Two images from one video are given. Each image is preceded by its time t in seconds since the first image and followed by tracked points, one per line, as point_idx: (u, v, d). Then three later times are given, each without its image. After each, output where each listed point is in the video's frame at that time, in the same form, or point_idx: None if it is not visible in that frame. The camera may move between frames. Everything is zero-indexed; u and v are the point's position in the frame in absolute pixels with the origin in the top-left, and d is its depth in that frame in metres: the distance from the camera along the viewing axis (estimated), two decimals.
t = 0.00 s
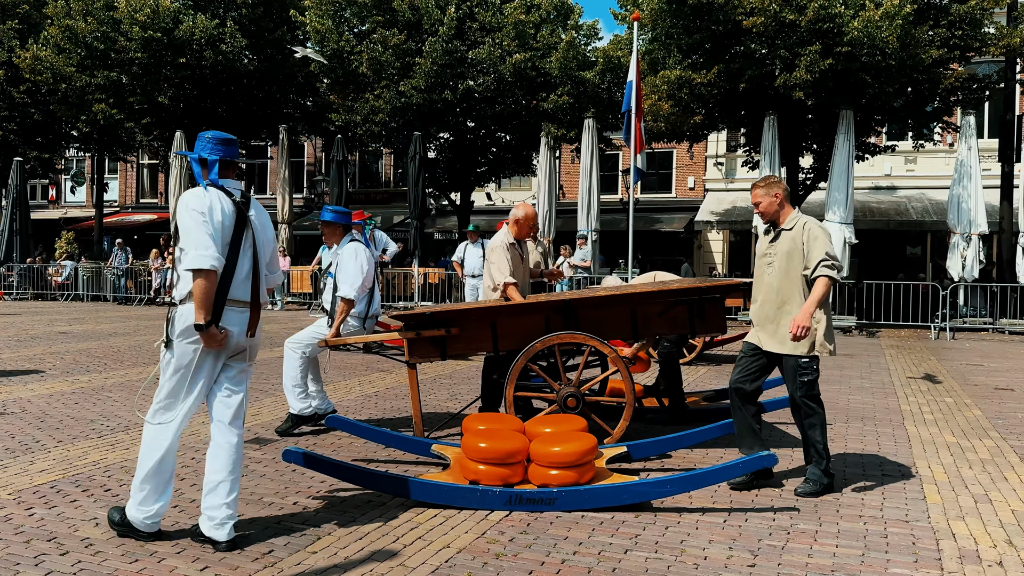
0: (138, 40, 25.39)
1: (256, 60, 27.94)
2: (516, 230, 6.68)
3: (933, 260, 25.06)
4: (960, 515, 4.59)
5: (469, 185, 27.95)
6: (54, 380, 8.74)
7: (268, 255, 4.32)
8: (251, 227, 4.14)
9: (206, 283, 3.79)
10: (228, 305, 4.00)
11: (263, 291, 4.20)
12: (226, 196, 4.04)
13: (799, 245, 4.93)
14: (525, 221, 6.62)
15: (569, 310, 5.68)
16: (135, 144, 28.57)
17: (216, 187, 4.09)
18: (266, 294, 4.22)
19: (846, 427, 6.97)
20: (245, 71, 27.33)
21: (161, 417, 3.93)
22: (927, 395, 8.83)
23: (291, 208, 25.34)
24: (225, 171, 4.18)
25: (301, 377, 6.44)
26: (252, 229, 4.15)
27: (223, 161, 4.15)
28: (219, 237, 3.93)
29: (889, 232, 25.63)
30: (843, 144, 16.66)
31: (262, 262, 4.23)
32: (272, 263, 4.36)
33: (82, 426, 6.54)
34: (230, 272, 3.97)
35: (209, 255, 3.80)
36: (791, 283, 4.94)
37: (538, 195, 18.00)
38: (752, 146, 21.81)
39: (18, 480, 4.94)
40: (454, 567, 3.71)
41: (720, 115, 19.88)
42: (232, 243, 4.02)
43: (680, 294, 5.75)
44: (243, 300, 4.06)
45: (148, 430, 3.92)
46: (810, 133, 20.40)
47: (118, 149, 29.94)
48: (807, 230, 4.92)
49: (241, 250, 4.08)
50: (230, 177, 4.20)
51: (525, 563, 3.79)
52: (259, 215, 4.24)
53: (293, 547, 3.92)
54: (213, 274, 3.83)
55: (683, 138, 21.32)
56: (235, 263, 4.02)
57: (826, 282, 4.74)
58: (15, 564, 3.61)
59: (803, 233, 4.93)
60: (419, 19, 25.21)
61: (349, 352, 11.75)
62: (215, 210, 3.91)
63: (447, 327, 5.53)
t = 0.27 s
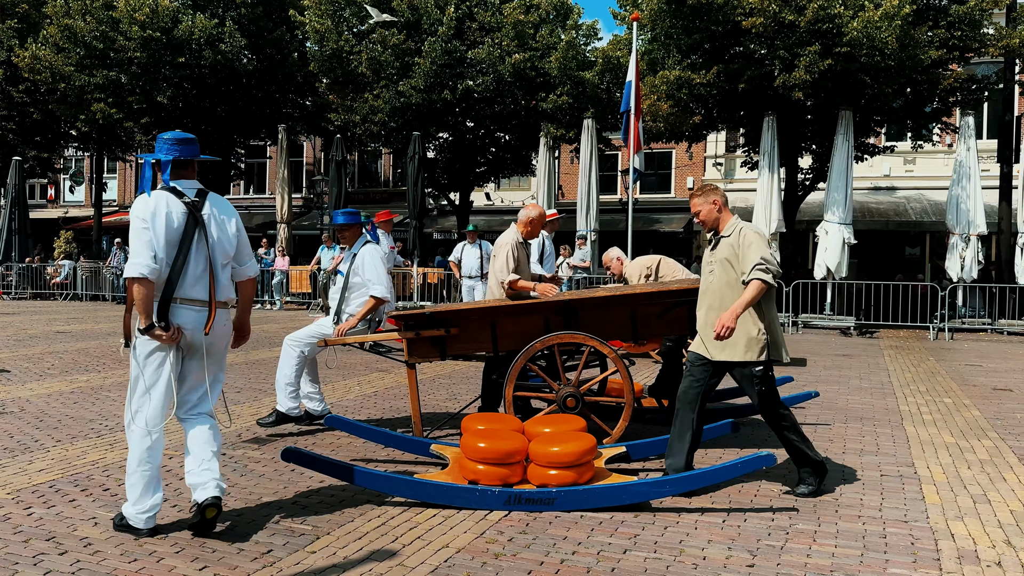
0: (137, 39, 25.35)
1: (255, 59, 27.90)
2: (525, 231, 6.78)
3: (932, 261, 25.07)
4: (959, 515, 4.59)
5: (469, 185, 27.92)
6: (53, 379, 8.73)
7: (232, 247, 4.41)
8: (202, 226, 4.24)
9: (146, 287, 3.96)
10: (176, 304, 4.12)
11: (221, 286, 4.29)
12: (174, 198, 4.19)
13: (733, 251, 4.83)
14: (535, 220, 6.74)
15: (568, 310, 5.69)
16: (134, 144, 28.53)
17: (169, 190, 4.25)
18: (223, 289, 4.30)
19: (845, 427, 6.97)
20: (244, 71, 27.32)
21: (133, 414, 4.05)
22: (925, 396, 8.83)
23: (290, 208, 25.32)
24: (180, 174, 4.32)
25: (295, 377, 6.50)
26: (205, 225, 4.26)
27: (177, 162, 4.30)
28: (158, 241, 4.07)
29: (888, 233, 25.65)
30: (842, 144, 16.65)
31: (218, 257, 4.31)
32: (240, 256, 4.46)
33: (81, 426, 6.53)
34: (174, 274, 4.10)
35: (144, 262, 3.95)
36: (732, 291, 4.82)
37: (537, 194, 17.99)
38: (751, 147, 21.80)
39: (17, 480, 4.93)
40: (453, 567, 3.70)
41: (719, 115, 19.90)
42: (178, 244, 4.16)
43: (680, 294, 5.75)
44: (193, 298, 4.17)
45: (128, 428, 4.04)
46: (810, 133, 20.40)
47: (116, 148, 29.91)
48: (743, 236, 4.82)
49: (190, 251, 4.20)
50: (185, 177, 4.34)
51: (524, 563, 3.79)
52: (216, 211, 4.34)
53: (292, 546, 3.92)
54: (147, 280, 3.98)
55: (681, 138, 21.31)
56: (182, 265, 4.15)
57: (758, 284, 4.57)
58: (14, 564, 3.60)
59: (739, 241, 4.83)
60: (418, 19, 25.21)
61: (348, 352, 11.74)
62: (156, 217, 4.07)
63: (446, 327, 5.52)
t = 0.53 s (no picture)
0: (137, 38, 25.34)
1: (255, 59, 27.86)
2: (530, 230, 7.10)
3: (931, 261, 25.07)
4: (958, 516, 4.60)
5: (468, 184, 27.91)
6: (52, 379, 8.73)
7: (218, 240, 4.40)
8: (182, 222, 4.27)
9: (123, 284, 4.03)
10: (159, 299, 4.17)
11: (203, 279, 4.27)
12: (154, 197, 4.22)
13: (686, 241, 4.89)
14: (539, 219, 7.08)
15: (567, 310, 5.70)
16: (133, 144, 28.50)
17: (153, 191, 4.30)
18: (206, 281, 4.28)
19: (844, 427, 6.98)
20: (244, 70, 27.31)
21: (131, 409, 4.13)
22: (924, 396, 8.84)
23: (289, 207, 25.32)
24: (165, 175, 4.39)
25: (292, 375, 6.51)
26: (184, 220, 4.27)
27: (161, 162, 4.36)
28: (136, 238, 4.13)
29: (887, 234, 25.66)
30: (841, 144, 16.64)
31: (200, 250, 4.30)
32: (228, 249, 4.43)
33: (80, 425, 6.53)
34: (152, 271, 4.15)
35: (118, 260, 4.02)
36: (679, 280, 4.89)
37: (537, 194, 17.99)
38: (751, 147, 21.78)
39: (16, 479, 4.93)
40: (453, 567, 3.70)
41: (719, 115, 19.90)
42: (158, 242, 4.20)
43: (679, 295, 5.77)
44: (175, 291, 4.20)
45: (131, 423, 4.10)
46: (809, 134, 20.40)
47: (116, 147, 29.89)
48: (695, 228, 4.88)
49: (170, 246, 4.23)
50: (173, 178, 4.42)
51: (523, 563, 3.79)
52: (198, 205, 4.34)
53: (292, 546, 3.92)
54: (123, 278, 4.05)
55: (681, 138, 21.30)
56: (162, 260, 4.19)
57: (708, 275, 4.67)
58: (12, 563, 3.60)
59: (691, 231, 4.90)
60: (418, 18, 25.23)
61: (347, 352, 11.74)
62: (132, 214, 4.13)
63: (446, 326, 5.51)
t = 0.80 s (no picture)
0: (138, 38, 25.35)
1: (255, 59, 27.83)
2: (528, 229, 7.06)
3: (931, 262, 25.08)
4: (959, 516, 4.60)
5: (468, 184, 27.90)
6: (52, 378, 8.73)
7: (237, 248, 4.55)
8: (201, 228, 4.43)
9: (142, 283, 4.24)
10: (175, 300, 4.37)
11: (219, 283, 4.44)
12: (178, 203, 4.42)
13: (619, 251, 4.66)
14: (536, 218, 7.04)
15: (567, 310, 5.73)
16: (134, 143, 28.50)
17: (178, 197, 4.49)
18: (221, 286, 4.45)
19: (844, 428, 6.98)
20: (244, 70, 27.29)
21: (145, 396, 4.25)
22: (924, 397, 8.84)
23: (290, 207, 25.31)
24: (192, 182, 4.58)
25: (291, 370, 6.57)
26: (203, 227, 4.43)
27: (190, 170, 4.57)
28: (157, 241, 4.33)
29: (887, 235, 25.67)
30: (842, 144, 16.62)
31: (218, 256, 4.46)
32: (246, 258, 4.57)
33: (80, 424, 6.53)
34: (170, 273, 4.35)
35: (138, 261, 4.23)
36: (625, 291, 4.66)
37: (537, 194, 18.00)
38: (751, 147, 21.77)
39: (16, 478, 4.93)
40: (452, 567, 3.70)
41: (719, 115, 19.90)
42: (177, 247, 4.38)
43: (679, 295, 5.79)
44: (191, 294, 4.38)
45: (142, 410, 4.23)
46: (810, 134, 20.40)
47: (116, 146, 29.87)
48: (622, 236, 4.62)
49: (189, 251, 4.41)
50: (200, 186, 4.61)
51: (523, 563, 3.79)
52: (219, 212, 4.50)
53: (291, 546, 3.92)
54: (142, 279, 4.25)
55: (681, 139, 21.29)
56: (181, 263, 4.38)
57: (634, 280, 4.43)
58: (12, 562, 3.60)
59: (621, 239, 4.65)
60: (419, 18, 25.23)
61: (347, 351, 11.74)
62: (156, 219, 4.33)
63: (446, 326, 5.50)
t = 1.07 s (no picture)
0: (139, 37, 25.38)
1: (256, 58, 27.80)
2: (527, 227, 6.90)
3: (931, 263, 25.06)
4: (958, 517, 4.60)
5: (469, 184, 27.93)
6: (52, 377, 8.72)
7: (257, 248, 4.92)
8: (225, 228, 4.80)
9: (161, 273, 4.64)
10: (194, 294, 4.74)
11: (235, 281, 4.80)
12: (206, 204, 4.82)
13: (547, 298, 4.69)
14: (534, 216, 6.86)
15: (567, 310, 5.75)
16: (134, 143, 28.51)
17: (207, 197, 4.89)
18: (237, 284, 4.81)
19: (844, 429, 6.97)
20: (245, 70, 27.29)
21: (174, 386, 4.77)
22: (924, 398, 8.83)
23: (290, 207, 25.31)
24: (222, 182, 4.96)
25: (287, 367, 6.48)
26: (226, 227, 4.81)
27: (219, 170, 4.94)
28: (182, 237, 4.74)
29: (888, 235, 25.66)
30: (843, 145, 16.60)
31: (237, 255, 4.82)
32: (264, 259, 4.93)
33: (81, 424, 6.53)
34: (192, 269, 4.75)
35: (162, 254, 4.65)
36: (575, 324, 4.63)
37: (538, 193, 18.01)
38: (752, 148, 21.76)
39: (16, 478, 4.92)
40: (452, 567, 3.70)
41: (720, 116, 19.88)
42: (201, 245, 4.77)
43: (679, 295, 5.80)
44: (209, 289, 4.75)
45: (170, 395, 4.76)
46: (810, 134, 20.40)
47: (118, 146, 29.90)
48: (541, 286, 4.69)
49: (211, 249, 4.78)
50: (228, 186, 4.98)
51: (523, 563, 3.79)
52: (243, 213, 4.87)
53: (292, 545, 3.92)
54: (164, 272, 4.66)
55: (682, 139, 21.28)
56: (202, 259, 4.76)
57: (553, 329, 4.57)
58: (13, 561, 3.60)
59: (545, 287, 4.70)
60: (420, 18, 25.22)
61: (347, 351, 11.73)
62: (182, 216, 4.74)
63: (447, 326, 5.51)
